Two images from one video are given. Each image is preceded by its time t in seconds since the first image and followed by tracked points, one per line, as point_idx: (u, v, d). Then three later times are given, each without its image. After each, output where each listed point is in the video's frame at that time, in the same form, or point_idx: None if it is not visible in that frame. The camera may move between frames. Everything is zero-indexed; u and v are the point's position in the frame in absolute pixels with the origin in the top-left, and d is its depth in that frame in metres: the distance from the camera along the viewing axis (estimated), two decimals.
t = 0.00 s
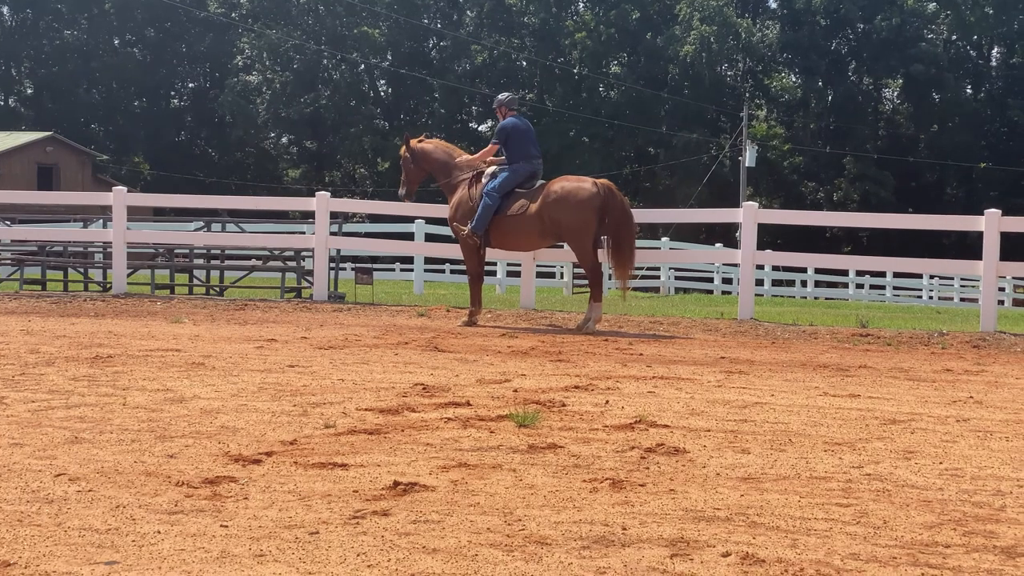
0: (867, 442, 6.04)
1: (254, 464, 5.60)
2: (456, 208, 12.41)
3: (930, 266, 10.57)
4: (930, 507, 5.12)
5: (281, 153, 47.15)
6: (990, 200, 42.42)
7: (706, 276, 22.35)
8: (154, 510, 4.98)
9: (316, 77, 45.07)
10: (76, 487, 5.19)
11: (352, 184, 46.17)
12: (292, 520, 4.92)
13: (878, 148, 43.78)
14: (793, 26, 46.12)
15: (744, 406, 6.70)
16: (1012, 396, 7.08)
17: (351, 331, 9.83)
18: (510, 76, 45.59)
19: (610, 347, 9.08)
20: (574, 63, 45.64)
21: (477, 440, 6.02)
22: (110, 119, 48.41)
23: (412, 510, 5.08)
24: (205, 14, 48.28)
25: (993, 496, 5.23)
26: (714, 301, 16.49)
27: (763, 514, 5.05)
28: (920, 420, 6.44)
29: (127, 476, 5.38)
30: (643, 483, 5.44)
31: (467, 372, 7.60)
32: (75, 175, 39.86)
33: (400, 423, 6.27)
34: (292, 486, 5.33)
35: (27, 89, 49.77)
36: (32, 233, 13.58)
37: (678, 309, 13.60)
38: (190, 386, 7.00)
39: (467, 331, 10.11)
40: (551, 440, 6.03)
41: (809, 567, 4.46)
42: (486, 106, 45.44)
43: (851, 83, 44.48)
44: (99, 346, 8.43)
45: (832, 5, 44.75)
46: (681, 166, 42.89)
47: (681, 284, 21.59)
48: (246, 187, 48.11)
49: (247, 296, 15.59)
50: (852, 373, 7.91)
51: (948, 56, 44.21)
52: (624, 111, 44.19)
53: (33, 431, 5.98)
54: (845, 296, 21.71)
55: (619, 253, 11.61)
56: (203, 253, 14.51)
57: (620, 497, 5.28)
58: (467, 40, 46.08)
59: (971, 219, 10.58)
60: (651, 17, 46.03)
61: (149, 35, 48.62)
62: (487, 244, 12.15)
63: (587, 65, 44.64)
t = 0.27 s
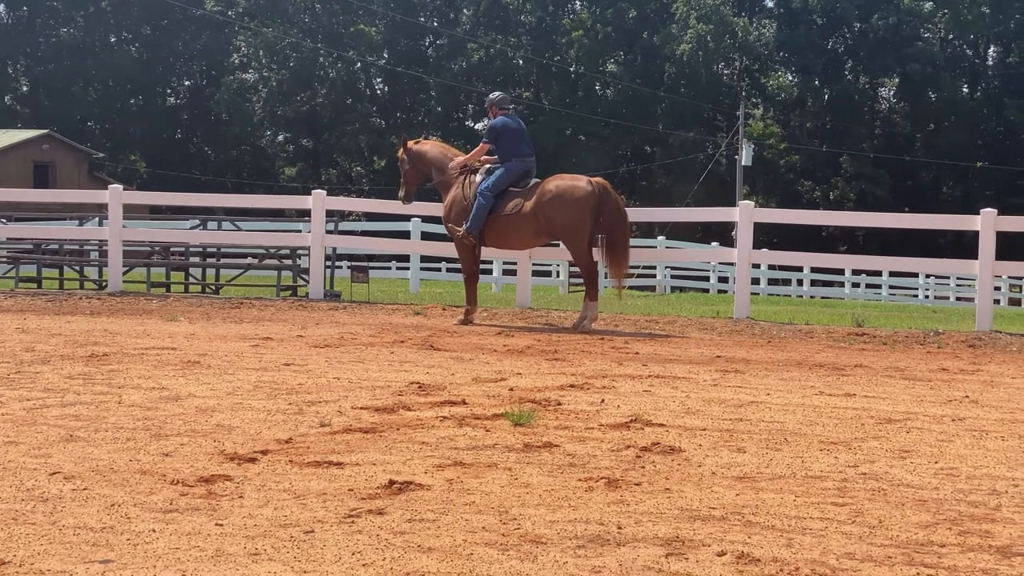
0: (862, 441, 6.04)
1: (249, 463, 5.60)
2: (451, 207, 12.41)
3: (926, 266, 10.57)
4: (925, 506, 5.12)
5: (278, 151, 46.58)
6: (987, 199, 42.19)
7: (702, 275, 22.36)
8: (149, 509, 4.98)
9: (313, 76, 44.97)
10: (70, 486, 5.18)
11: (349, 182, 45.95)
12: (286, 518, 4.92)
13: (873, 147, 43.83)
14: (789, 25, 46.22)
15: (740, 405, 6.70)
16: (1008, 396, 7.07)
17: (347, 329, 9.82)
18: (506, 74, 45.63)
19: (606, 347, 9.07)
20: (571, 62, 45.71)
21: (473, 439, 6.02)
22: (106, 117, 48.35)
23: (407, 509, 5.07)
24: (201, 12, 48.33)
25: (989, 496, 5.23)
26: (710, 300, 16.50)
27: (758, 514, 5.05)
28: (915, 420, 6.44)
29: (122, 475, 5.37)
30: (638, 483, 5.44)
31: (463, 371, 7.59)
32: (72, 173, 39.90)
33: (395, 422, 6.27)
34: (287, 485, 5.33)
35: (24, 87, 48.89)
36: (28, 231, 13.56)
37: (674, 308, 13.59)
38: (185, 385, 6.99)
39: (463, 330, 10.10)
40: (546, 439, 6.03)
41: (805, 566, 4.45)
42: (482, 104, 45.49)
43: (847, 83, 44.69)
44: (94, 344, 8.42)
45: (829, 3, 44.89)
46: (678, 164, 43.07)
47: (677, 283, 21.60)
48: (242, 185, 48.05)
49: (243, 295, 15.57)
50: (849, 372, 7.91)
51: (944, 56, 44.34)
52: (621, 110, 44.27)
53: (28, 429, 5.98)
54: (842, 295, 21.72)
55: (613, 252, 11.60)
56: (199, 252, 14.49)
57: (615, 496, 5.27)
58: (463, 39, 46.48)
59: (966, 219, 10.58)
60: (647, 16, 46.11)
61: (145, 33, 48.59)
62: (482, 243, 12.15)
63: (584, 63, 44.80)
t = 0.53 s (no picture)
0: (860, 442, 6.04)
1: (247, 463, 5.60)
2: (447, 208, 12.39)
3: (924, 267, 10.56)
4: (923, 508, 5.13)
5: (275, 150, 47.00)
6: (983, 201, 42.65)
7: (699, 274, 22.36)
8: (147, 510, 4.97)
9: (311, 75, 44.97)
10: (68, 486, 5.18)
11: (346, 181, 46.02)
12: (284, 519, 4.92)
13: (871, 147, 43.83)
14: (788, 26, 46.27)
15: (737, 406, 6.70)
16: (1005, 397, 7.09)
17: (344, 329, 9.81)
18: (504, 74, 45.65)
19: (604, 347, 9.07)
20: (569, 61, 45.74)
21: (470, 440, 6.02)
22: (104, 116, 48.28)
23: (405, 510, 5.07)
24: (199, 11, 48.37)
25: (986, 498, 5.24)
26: (708, 300, 16.51)
27: (756, 515, 5.05)
28: (913, 421, 6.44)
29: (119, 475, 5.37)
30: (636, 483, 5.44)
31: (460, 371, 7.58)
32: (70, 173, 39.83)
33: (393, 422, 6.27)
34: (285, 486, 5.33)
35: (22, 87, 48.83)
36: (25, 229, 13.53)
37: (671, 307, 13.59)
38: (183, 385, 6.99)
39: (461, 329, 10.10)
40: (544, 439, 6.03)
41: (802, 568, 4.46)
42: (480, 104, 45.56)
43: (845, 83, 44.77)
44: (92, 344, 8.42)
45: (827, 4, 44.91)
46: (675, 164, 43.33)
47: (675, 283, 21.59)
48: (240, 185, 47.93)
49: (241, 293, 15.56)
50: (846, 373, 7.92)
51: (942, 56, 44.47)
52: (619, 109, 44.26)
53: (25, 429, 5.97)
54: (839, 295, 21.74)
55: (611, 252, 11.65)
56: (197, 250, 14.48)
57: (613, 497, 5.27)
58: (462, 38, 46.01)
59: (964, 220, 10.57)
60: (645, 16, 46.26)
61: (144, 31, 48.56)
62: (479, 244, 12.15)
63: (582, 63, 44.81)
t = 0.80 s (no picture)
0: (858, 445, 6.04)
1: (245, 464, 5.59)
2: (445, 210, 12.35)
3: (922, 270, 10.55)
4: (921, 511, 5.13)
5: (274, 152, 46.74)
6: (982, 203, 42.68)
7: (698, 277, 22.34)
8: (145, 512, 4.97)
9: (310, 77, 44.97)
10: (66, 488, 5.17)
11: (345, 183, 46.08)
12: (282, 521, 4.91)
13: (869, 149, 43.83)
14: (787, 28, 46.34)
15: (736, 409, 6.69)
16: (1003, 401, 7.08)
17: (343, 331, 9.80)
18: (503, 76, 45.69)
19: (602, 349, 9.06)
20: (567, 63, 45.77)
21: (468, 442, 6.02)
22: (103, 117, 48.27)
23: (403, 512, 5.07)
24: (199, 12, 48.42)
25: (984, 501, 5.24)
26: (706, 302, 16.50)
27: (754, 518, 5.05)
28: (912, 424, 6.44)
29: (117, 477, 5.36)
30: (634, 486, 5.44)
31: (458, 373, 7.58)
32: (69, 174, 39.79)
33: (391, 424, 6.26)
34: (283, 487, 5.32)
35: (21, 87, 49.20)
36: (23, 230, 13.52)
37: (670, 310, 13.58)
38: (181, 386, 6.98)
39: (459, 331, 10.09)
40: (542, 442, 6.03)
41: (800, 571, 4.45)
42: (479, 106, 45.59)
43: (845, 85, 44.83)
44: (90, 345, 8.42)
45: (826, 7, 44.94)
46: (675, 166, 43.38)
47: (674, 285, 21.56)
48: (239, 186, 47.89)
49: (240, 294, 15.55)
50: (845, 376, 7.91)
51: (940, 59, 44.51)
52: (618, 111, 44.23)
53: (24, 430, 5.97)
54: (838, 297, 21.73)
55: (608, 255, 11.67)
56: (196, 251, 14.47)
57: (611, 500, 5.28)
58: (461, 40, 46.10)
59: (963, 223, 10.56)
60: (644, 18, 46.33)
61: (143, 33, 48.59)
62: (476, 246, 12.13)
63: (580, 66, 45.05)
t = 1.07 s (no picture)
0: (857, 448, 6.05)
1: (245, 466, 5.60)
2: (443, 212, 12.36)
3: (921, 272, 10.55)
4: (920, 514, 5.13)
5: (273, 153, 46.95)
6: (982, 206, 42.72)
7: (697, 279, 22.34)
8: (144, 512, 4.97)
9: (309, 78, 44.98)
10: (66, 489, 5.17)
11: (344, 184, 46.22)
12: (281, 522, 4.91)
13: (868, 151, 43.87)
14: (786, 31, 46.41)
15: (735, 411, 6.69)
16: (1003, 403, 7.08)
17: (342, 332, 9.80)
18: (503, 78, 45.69)
19: (602, 351, 9.05)
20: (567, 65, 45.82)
21: (468, 444, 6.01)
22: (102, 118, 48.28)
23: (403, 513, 5.07)
24: (199, 13, 48.43)
25: (984, 504, 5.24)
26: (705, 305, 16.50)
27: (753, 520, 5.06)
28: (911, 427, 6.44)
29: (117, 478, 5.36)
30: (633, 488, 5.44)
31: (458, 375, 7.58)
32: (68, 175, 39.76)
33: (391, 426, 6.26)
34: (282, 488, 5.33)
35: (21, 88, 49.21)
36: (22, 231, 13.51)
37: (668, 312, 13.58)
38: (181, 388, 6.98)
39: (457, 333, 10.09)
40: (542, 444, 6.03)
41: (798, 572, 4.46)
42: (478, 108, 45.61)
43: (844, 86, 44.76)
44: (90, 346, 8.42)
45: (826, 9, 44.89)
46: (674, 168, 43.43)
47: (673, 287, 21.56)
48: (238, 187, 47.90)
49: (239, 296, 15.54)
50: (844, 379, 7.91)
51: (940, 61, 44.55)
52: (617, 113, 44.28)
53: (23, 431, 5.97)
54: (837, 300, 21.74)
55: (606, 258, 11.67)
56: (194, 253, 14.47)
57: (611, 501, 5.28)
58: (461, 42, 46.30)
59: (962, 225, 10.56)
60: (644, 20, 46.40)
61: (142, 34, 48.59)
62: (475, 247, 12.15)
63: (580, 68, 45.16)
